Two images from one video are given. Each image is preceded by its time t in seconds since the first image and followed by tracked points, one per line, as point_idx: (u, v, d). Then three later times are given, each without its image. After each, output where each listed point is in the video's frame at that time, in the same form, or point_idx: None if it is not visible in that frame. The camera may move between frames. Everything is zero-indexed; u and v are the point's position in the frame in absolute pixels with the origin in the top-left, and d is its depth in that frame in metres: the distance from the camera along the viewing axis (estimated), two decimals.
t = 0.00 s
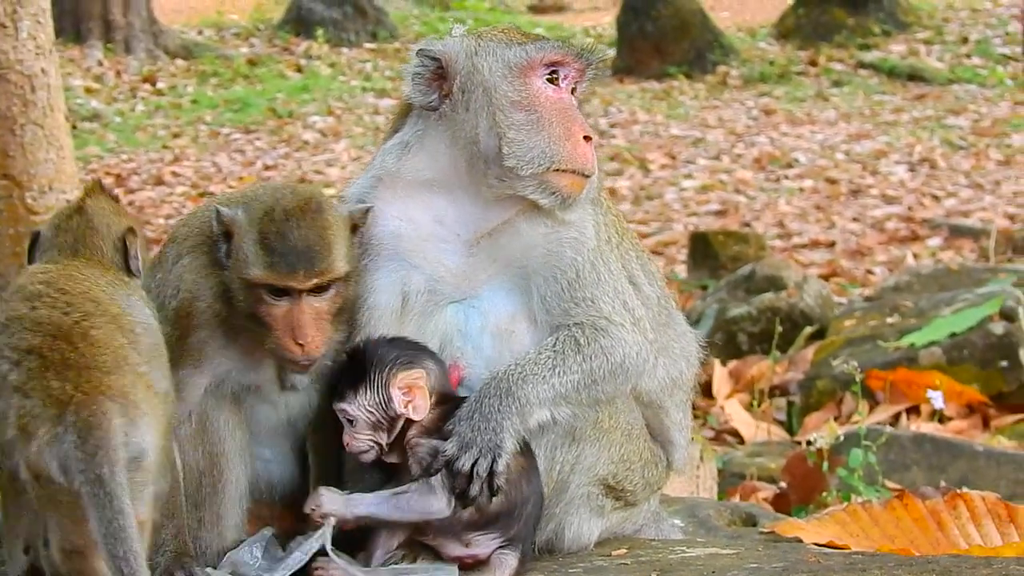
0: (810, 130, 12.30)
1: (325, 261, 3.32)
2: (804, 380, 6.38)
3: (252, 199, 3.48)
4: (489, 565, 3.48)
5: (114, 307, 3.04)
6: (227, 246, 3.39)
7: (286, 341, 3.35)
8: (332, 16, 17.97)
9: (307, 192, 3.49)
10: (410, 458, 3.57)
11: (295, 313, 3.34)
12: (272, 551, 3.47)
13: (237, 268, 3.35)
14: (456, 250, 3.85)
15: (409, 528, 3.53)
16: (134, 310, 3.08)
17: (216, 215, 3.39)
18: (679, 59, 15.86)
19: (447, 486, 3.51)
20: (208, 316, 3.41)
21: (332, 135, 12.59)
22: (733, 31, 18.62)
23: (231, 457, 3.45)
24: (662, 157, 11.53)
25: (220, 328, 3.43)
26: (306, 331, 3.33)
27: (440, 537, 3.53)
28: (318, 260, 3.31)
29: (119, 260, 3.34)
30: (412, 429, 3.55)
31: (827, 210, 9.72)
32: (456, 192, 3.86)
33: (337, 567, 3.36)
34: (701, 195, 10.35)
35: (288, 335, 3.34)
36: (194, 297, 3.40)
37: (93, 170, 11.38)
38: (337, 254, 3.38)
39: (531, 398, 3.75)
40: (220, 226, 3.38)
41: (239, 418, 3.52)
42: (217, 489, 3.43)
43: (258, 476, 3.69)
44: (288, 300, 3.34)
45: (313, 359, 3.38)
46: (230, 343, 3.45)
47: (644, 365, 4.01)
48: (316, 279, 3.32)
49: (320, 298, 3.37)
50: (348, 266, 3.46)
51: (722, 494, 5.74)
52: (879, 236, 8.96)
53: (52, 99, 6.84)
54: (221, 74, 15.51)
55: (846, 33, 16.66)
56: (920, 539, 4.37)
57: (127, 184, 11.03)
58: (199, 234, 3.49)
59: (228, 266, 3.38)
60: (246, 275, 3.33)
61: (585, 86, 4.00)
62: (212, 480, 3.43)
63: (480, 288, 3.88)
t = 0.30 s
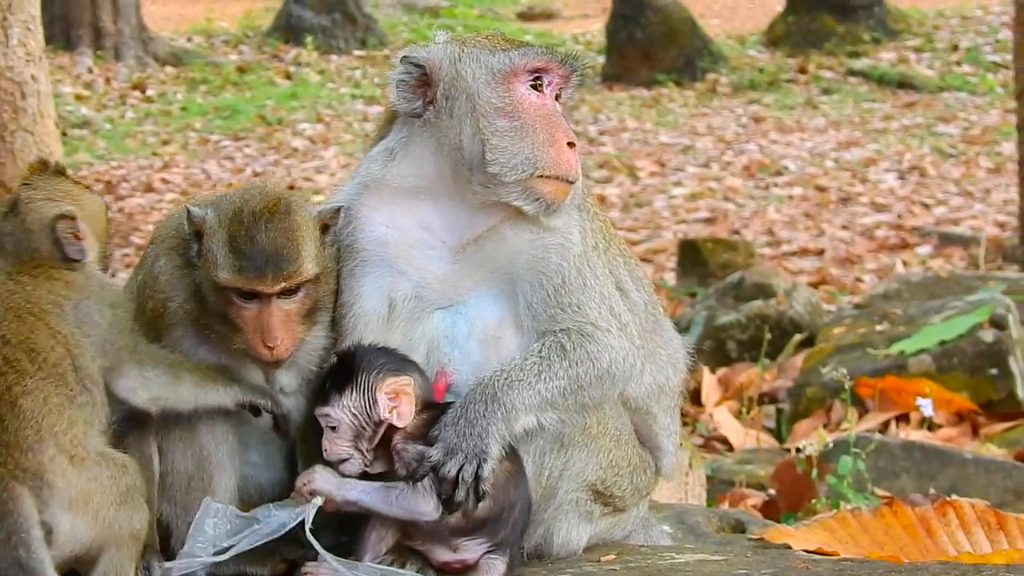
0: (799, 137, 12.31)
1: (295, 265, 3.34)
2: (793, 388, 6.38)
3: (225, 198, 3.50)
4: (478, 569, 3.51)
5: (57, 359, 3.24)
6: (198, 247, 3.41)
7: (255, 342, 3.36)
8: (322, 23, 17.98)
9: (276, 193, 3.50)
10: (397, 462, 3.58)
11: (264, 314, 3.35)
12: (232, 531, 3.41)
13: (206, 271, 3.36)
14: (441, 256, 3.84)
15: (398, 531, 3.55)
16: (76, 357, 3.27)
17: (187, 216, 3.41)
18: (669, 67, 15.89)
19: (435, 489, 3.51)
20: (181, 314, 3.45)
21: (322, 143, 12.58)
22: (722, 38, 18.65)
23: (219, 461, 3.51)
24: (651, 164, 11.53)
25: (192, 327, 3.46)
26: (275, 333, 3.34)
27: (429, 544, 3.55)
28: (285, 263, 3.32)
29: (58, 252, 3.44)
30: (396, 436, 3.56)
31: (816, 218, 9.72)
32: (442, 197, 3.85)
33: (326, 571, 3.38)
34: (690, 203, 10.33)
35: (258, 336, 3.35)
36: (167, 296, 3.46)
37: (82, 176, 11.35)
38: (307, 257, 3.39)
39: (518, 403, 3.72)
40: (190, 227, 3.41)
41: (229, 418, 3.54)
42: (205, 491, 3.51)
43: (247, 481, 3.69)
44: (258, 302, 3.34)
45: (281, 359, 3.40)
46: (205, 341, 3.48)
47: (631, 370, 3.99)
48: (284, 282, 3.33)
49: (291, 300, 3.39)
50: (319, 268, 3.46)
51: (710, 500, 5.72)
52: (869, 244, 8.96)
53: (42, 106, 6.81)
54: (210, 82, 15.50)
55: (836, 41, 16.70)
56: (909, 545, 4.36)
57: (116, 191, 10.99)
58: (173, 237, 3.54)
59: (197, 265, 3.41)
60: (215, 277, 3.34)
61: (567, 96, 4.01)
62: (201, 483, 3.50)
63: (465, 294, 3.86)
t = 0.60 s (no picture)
0: (809, 144, 12.29)
1: (293, 253, 3.31)
2: (801, 395, 6.35)
3: (224, 186, 3.48)
4: (487, 572, 3.47)
5: (36, 332, 3.39)
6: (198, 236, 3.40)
7: (257, 333, 3.34)
8: (331, 27, 18.01)
9: (273, 181, 3.46)
10: (404, 466, 3.50)
11: (266, 303, 3.33)
12: (259, 510, 3.58)
13: (206, 260, 3.34)
14: (451, 260, 3.82)
15: (406, 532, 3.51)
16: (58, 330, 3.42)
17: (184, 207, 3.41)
18: (678, 73, 15.88)
19: (445, 492, 3.45)
20: (181, 308, 3.44)
21: (331, 147, 12.60)
22: (732, 44, 18.62)
23: (231, 459, 3.61)
24: (660, 170, 11.52)
25: (192, 319, 3.44)
26: (276, 323, 3.32)
27: (438, 546, 3.51)
28: (282, 252, 3.28)
29: (65, 250, 3.68)
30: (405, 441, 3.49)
31: (825, 224, 9.70)
32: (451, 200, 3.82)
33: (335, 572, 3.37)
34: (698, 208, 10.31)
35: (260, 326, 3.33)
36: (165, 293, 3.45)
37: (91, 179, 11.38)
38: (306, 246, 3.36)
39: (526, 407, 3.70)
40: (188, 218, 3.40)
41: (241, 413, 3.62)
42: (218, 490, 3.60)
43: (259, 477, 3.77)
44: (260, 291, 3.32)
45: (282, 349, 3.37)
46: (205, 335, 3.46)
47: (641, 375, 3.96)
48: (285, 272, 3.29)
49: (291, 289, 3.37)
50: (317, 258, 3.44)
51: (717, 506, 5.70)
52: (878, 250, 8.93)
53: (52, 109, 6.81)
54: (219, 85, 15.53)
55: (846, 47, 16.68)
56: (919, 552, 4.30)
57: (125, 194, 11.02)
58: (173, 235, 3.55)
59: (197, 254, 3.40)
60: (215, 267, 3.31)
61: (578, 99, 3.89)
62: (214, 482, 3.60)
63: (475, 299, 3.83)
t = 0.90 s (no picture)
0: (853, 149, 12.23)
1: (270, 248, 3.43)
2: (844, 400, 6.35)
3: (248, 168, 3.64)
4: None
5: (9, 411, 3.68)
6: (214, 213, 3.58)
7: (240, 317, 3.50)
8: (376, 30, 18.10)
9: (284, 171, 3.59)
10: (445, 468, 3.52)
11: (246, 290, 3.46)
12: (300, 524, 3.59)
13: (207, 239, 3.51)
14: (492, 264, 3.82)
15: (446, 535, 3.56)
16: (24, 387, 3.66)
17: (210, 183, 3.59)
18: (722, 76, 15.85)
19: (480, 497, 3.49)
20: (206, 300, 3.63)
21: (375, 149, 12.68)
22: (777, 48, 18.56)
23: (270, 457, 3.77)
24: (703, 174, 11.49)
25: (219, 313, 3.64)
26: (253, 312, 3.46)
27: (479, 549, 3.56)
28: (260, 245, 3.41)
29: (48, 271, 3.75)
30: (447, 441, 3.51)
31: (869, 230, 9.64)
32: (492, 205, 3.81)
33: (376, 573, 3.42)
34: (742, 213, 10.28)
35: (240, 312, 3.49)
36: (193, 282, 3.67)
37: (137, 180, 11.52)
38: (288, 241, 3.48)
39: (565, 412, 3.72)
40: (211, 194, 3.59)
41: (280, 404, 3.76)
42: (257, 486, 3.78)
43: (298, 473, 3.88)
44: (241, 278, 3.46)
45: (262, 336, 3.52)
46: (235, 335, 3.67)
47: (682, 379, 3.95)
48: (259, 264, 3.43)
49: (275, 281, 3.50)
50: (309, 252, 3.55)
51: (758, 511, 5.67)
52: (923, 257, 8.87)
53: (98, 109, 6.83)
54: (264, 87, 15.66)
55: (891, 52, 16.59)
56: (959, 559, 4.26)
57: (170, 195, 11.14)
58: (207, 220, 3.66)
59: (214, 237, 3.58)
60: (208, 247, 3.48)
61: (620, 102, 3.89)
62: (253, 480, 3.78)
63: (516, 303, 3.85)
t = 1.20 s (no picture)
0: (888, 152, 12.16)
1: (258, 234, 3.47)
2: (874, 403, 6.37)
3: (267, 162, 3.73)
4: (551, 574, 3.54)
5: (34, 401, 3.66)
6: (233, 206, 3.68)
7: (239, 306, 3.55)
8: (410, 32, 18.20)
9: (291, 165, 3.67)
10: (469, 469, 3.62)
11: (240, 277, 3.52)
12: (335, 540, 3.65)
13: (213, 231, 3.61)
14: (514, 265, 3.84)
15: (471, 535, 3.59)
16: (48, 385, 3.66)
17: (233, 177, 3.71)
18: (757, 79, 15.81)
19: (499, 498, 3.54)
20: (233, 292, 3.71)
21: (408, 151, 12.76)
22: (812, 51, 18.50)
23: (298, 454, 3.78)
24: (737, 177, 11.47)
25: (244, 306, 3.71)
26: (245, 299, 3.50)
27: (503, 548, 3.58)
28: (246, 231, 3.46)
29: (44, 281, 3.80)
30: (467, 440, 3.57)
31: (904, 233, 9.59)
32: (514, 205, 3.85)
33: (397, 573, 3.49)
34: (777, 216, 10.25)
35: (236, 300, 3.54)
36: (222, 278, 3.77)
37: (172, 181, 11.66)
38: (279, 230, 3.51)
39: (586, 411, 3.75)
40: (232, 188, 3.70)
41: (309, 402, 3.76)
42: (286, 484, 3.79)
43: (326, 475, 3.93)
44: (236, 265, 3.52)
45: (257, 325, 3.55)
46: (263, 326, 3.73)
47: (704, 378, 3.97)
48: (247, 250, 3.46)
49: (267, 270, 3.52)
50: (301, 243, 3.56)
51: (787, 512, 5.64)
52: (956, 259, 8.81)
53: (130, 109, 6.91)
54: (298, 88, 15.80)
55: (926, 55, 16.50)
56: (986, 561, 4.25)
57: (204, 196, 11.26)
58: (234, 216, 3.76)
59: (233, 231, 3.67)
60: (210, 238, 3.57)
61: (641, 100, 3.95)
62: (281, 478, 3.78)
63: (537, 303, 3.88)
